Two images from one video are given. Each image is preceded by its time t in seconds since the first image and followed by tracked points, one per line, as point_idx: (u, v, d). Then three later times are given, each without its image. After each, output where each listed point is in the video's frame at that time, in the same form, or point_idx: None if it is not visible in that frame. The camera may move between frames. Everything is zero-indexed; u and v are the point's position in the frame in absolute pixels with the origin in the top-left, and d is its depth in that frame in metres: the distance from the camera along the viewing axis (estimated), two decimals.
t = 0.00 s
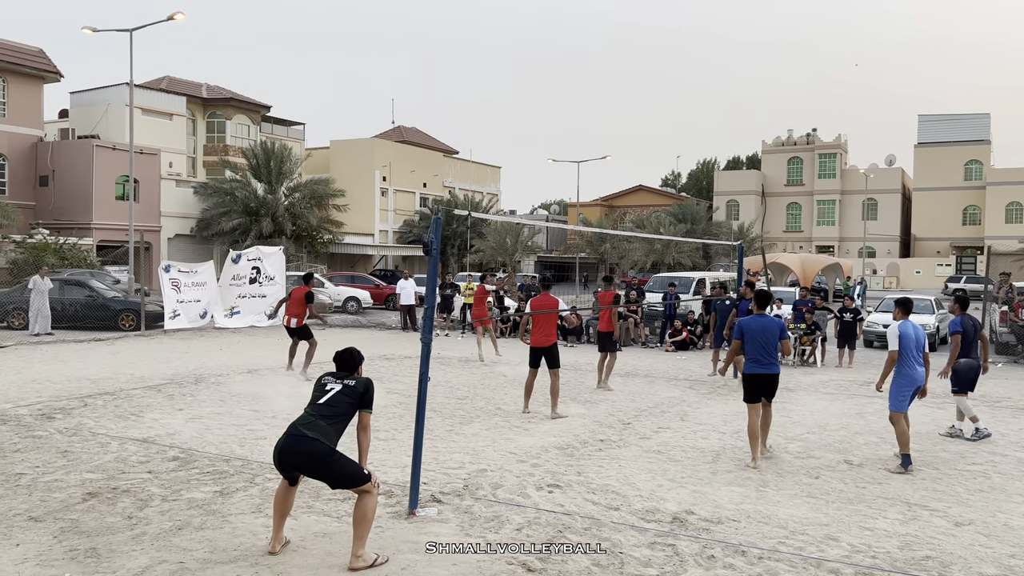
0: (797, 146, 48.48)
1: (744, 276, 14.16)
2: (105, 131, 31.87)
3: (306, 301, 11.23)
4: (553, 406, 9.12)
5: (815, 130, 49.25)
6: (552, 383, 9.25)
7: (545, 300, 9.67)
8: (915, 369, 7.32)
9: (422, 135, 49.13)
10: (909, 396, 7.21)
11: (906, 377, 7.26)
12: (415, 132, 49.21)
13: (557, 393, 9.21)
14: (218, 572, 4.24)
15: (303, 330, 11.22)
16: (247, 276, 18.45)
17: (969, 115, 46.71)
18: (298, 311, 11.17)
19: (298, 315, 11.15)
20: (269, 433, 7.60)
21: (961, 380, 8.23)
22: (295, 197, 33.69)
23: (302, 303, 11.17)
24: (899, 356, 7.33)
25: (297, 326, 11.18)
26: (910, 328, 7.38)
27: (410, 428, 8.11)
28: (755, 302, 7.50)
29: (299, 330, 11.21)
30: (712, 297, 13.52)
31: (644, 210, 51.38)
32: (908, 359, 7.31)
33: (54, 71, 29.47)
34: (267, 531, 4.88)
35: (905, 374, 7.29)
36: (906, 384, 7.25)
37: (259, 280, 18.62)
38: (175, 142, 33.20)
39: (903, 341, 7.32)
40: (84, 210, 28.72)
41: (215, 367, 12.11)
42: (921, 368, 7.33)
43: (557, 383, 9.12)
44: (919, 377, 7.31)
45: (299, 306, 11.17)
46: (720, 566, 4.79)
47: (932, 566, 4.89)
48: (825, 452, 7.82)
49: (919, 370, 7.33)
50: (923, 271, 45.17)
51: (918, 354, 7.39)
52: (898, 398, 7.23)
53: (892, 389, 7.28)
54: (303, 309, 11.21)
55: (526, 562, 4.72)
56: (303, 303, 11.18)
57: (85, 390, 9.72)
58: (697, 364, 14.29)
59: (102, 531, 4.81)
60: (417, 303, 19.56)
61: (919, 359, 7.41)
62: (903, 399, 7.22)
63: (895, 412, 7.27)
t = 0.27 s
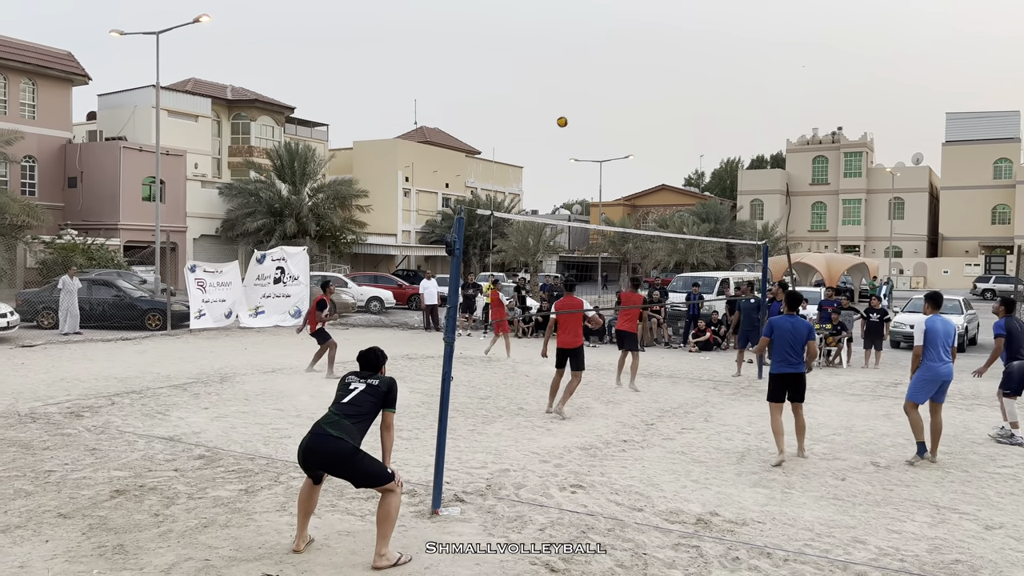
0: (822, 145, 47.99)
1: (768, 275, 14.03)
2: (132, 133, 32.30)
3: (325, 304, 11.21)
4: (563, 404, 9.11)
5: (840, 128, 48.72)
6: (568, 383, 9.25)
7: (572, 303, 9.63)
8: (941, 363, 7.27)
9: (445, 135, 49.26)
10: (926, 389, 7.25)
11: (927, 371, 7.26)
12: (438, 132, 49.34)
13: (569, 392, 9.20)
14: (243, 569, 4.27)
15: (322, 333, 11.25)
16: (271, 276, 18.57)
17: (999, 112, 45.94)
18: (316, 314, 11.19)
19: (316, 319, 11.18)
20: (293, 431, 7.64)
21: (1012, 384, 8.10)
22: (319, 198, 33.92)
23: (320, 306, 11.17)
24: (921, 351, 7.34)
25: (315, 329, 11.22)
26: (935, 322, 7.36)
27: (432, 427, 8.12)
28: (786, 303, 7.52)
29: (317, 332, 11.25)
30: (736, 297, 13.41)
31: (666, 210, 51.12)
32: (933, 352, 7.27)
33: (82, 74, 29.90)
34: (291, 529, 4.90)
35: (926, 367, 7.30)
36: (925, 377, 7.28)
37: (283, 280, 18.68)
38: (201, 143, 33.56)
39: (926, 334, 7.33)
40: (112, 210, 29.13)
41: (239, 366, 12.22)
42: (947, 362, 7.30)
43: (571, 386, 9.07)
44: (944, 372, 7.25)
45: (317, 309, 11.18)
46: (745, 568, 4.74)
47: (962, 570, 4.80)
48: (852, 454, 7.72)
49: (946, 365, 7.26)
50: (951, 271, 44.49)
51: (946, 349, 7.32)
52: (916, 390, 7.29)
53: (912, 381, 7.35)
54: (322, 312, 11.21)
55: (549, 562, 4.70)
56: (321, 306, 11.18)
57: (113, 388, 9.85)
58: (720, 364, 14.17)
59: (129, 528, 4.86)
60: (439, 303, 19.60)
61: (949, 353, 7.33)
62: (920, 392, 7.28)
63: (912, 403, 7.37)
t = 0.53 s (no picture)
0: (837, 143, 47.66)
1: (783, 275, 13.95)
2: (148, 134, 32.56)
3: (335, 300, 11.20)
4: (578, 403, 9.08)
5: (855, 127, 48.40)
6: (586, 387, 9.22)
7: (593, 304, 9.63)
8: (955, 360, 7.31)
9: (458, 135, 49.30)
10: (941, 388, 7.30)
11: (939, 369, 7.31)
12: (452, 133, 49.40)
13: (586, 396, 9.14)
14: (258, 568, 4.28)
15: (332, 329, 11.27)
16: (286, 276, 18.67)
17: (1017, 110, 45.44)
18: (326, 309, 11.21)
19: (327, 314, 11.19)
20: (308, 431, 7.67)
21: None
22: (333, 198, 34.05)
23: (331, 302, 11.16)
24: (933, 350, 7.41)
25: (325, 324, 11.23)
26: (946, 321, 7.41)
27: (446, 427, 8.13)
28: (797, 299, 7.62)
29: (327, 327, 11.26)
30: (751, 297, 13.35)
31: (680, 209, 50.94)
32: (945, 351, 7.33)
33: (98, 76, 30.16)
34: (305, 529, 4.91)
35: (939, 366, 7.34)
36: (940, 376, 7.33)
37: (298, 280, 18.81)
38: (216, 144, 33.77)
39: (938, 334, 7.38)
40: (128, 211, 29.36)
41: (254, 365, 12.28)
42: (960, 359, 7.31)
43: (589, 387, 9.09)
44: (958, 369, 7.27)
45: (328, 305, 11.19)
46: (760, 569, 4.71)
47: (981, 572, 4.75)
48: (868, 454, 7.66)
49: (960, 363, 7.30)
50: (968, 270, 44.06)
51: (959, 346, 7.34)
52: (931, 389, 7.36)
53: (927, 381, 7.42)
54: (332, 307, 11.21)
55: (563, 562, 4.68)
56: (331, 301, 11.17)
57: (129, 388, 9.92)
58: (735, 365, 14.10)
59: (146, 526, 4.89)
60: (453, 303, 19.61)
61: (963, 350, 7.34)
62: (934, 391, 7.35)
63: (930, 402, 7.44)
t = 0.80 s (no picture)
0: (845, 143, 47.51)
1: (791, 274, 13.91)
2: (155, 135, 32.69)
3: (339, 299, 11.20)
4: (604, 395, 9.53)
5: (863, 126, 48.23)
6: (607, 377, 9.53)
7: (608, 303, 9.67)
8: (958, 359, 7.30)
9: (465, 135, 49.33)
10: (945, 387, 7.28)
11: (943, 369, 7.30)
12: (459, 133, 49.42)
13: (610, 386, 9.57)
14: (266, 566, 4.29)
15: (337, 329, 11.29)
16: (293, 276, 18.71)
17: None
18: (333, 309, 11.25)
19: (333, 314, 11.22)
20: (315, 430, 7.68)
21: None
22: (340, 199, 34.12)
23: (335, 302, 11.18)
24: (936, 351, 7.43)
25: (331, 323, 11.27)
26: (947, 321, 7.42)
27: (453, 427, 8.13)
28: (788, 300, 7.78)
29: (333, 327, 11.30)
30: (758, 297, 13.31)
31: (688, 209, 50.87)
32: (948, 351, 7.34)
33: (107, 77, 30.29)
34: (313, 528, 4.93)
35: (943, 365, 7.34)
36: (944, 375, 7.31)
37: (305, 280, 18.88)
38: (223, 145, 33.88)
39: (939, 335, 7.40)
40: (136, 212, 29.48)
41: (261, 365, 12.31)
42: (963, 359, 7.30)
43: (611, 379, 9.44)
44: (962, 368, 7.26)
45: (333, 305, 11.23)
46: (767, 568, 4.70)
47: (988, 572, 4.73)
48: (875, 454, 7.63)
49: (965, 362, 7.28)
50: (977, 270, 43.87)
51: (963, 345, 7.32)
52: (936, 389, 7.34)
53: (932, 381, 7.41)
54: (336, 307, 11.23)
55: (569, 561, 4.68)
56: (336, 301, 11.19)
57: (137, 387, 9.95)
58: (742, 365, 14.06)
59: (154, 525, 4.90)
60: (460, 303, 19.62)
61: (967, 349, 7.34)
62: (940, 390, 7.33)
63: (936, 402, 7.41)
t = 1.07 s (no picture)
0: (847, 142, 47.49)
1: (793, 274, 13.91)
2: (158, 135, 32.74)
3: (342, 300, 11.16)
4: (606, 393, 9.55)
5: (865, 126, 48.20)
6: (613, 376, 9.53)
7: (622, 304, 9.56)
8: (969, 360, 7.33)
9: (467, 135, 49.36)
10: (957, 387, 7.26)
11: (956, 369, 7.30)
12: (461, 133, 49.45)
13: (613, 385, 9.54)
14: (267, 566, 4.31)
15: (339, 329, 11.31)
16: (295, 276, 18.66)
17: None
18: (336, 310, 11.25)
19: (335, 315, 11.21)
20: (316, 430, 7.69)
21: None
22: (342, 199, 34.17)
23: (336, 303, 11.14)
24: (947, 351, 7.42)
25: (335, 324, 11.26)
26: (955, 322, 7.45)
27: (454, 427, 8.14)
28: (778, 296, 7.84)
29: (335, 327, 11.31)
30: (759, 297, 13.32)
31: (690, 209, 50.87)
32: (959, 351, 7.34)
33: (109, 77, 30.34)
34: (313, 527, 4.94)
35: (954, 365, 7.34)
36: (955, 374, 7.30)
37: (306, 280, 18.82)
38: (225, 145, 33.92)
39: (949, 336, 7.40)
40: (138, 212, 29.52)
41: (263, 365, 12.33)
42: (973, 361, 7.35)
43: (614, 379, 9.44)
44: (974, 369, 7.29)
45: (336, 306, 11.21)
46: (767, 567, 4.70)
47: (988, 572, 4.73)
48: (876, 454, 7.63)
49: (974, 362, 7.32)
50: (979, 270, 43.81)
51: (973, 348, 7.39)
52: (946, 389, 7.31)
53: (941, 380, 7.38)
54: (339, 307, 11.20)
55: (569, 561, 4.69)
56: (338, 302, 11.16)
57: (139, 387, 9.97)
58: (743, 365, 14.05)
59: (155, 525, 4.92)
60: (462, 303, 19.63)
61: (974, 351, 7.39)
62: (950, 391, 7.30)
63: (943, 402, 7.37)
